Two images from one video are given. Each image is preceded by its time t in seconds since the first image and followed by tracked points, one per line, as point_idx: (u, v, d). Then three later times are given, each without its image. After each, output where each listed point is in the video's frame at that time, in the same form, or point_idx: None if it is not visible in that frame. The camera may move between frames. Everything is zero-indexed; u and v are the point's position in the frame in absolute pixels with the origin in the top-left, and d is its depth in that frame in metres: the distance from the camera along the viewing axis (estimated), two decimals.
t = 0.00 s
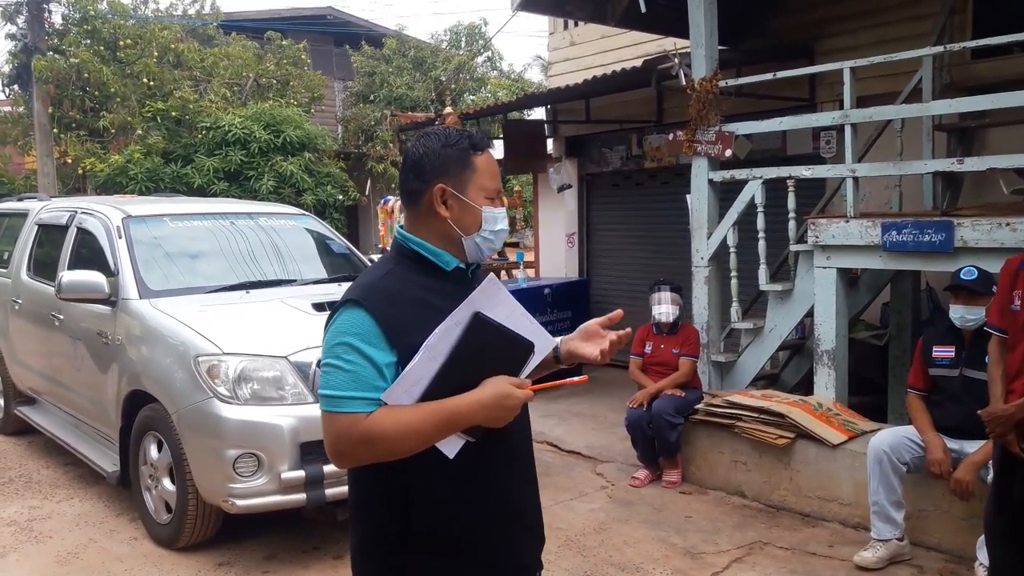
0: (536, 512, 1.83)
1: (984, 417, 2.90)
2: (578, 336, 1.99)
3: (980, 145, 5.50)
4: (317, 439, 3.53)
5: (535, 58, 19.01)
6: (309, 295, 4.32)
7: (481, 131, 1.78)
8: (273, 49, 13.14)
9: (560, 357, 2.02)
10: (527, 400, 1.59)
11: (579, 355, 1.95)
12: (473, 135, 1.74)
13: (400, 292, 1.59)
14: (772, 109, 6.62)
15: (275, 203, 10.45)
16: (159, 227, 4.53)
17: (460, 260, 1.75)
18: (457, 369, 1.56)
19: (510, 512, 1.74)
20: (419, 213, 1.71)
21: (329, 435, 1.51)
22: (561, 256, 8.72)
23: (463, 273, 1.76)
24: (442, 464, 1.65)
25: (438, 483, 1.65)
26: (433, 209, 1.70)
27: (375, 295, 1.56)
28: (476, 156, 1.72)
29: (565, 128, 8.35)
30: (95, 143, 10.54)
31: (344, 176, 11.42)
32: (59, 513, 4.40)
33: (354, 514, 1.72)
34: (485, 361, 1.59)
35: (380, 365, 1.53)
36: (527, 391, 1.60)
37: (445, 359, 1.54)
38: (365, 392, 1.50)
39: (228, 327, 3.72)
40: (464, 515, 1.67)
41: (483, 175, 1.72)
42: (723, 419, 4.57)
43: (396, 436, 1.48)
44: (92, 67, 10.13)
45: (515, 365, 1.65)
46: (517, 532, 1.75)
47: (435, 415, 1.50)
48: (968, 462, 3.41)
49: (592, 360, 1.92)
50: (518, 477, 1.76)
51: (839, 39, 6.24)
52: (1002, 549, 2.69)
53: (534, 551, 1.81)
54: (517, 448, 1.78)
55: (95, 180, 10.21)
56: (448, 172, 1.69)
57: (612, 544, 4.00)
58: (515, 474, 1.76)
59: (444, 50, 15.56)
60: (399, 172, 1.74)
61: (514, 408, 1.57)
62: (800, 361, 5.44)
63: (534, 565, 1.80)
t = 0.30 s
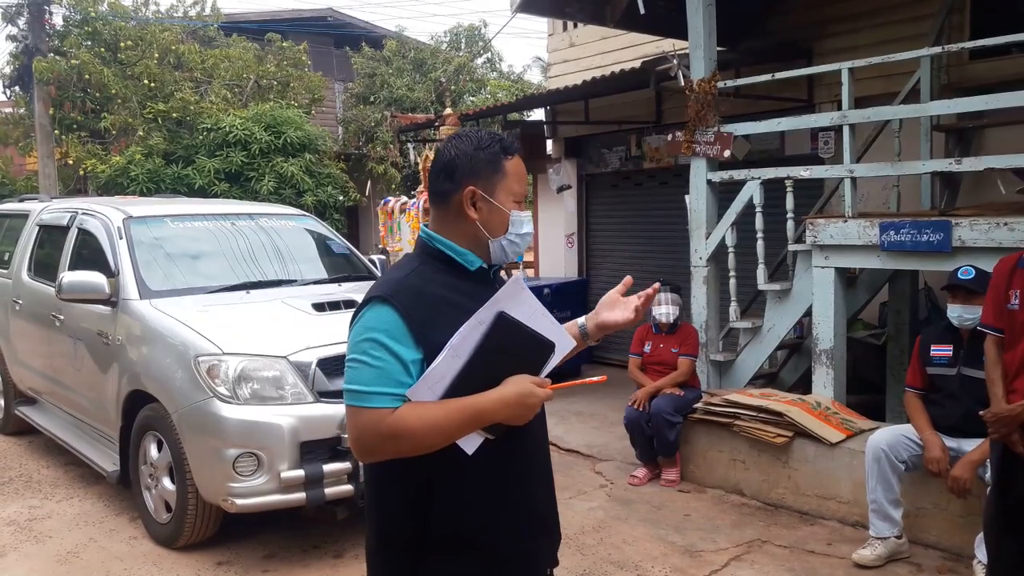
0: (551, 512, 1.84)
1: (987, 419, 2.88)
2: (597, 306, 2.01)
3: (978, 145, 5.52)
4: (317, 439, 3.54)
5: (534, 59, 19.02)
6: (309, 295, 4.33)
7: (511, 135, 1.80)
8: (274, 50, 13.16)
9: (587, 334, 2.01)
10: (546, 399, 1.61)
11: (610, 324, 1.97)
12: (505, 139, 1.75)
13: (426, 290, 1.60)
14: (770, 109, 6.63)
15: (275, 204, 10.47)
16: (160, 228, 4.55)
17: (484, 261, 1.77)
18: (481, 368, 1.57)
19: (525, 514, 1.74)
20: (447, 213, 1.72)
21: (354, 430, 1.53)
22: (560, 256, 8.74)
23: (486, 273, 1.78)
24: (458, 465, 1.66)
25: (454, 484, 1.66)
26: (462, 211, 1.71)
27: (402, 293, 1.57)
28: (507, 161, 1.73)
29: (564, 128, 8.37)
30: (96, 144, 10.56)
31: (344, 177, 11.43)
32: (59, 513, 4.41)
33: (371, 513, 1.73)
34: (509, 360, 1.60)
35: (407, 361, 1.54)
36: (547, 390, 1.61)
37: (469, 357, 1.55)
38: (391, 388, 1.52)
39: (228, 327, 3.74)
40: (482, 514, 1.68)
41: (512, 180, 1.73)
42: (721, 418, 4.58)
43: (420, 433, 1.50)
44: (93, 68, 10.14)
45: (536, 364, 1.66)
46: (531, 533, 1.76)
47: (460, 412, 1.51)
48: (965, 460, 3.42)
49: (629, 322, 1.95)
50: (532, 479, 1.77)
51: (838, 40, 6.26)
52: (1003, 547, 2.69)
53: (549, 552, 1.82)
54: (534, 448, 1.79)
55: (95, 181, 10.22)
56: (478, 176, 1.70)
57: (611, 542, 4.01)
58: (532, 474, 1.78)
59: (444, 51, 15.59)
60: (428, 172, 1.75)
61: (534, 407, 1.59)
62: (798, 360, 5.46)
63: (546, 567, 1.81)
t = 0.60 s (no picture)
0: (553, 511, 1.83)
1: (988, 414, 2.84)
2: (606, 317, 2.00)
3: (976, 140, 5.52)
4: (313, 437, 3.53)
5: (531, 54, 19.00)
6: (306, 292, 4.32)
7: (520, 133, 1.78)
8: (270, 47, 13.13)
9: (590, 343, 2.01)
10: (549, 397, 1.59)
11: (614, 335, 1.96)
12: (512, 137, 1.73)
13: (431, 286, 1.59)
14: (768, 105, 6.62)
15: (272, 201, 10.45)
16: (157, 225, 4.54)
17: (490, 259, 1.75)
18: (484, 365, 1.56)
19: (526, 511, 1.73)
20: (452, 211, 1.71)
21: (356, 424, 1.53)
22: (558, 253, 8.73)
23: (492, 271, 1.76)
24: (460, 461, 1.65)
25: (455, 481, 1.65)
26: (467, 208, 1.70)
27: (406, 288, 1.57)
28: (513, 159, 1.71)
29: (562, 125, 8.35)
30: (92, 142, 10.53)
31: (341, 174, 11.41)
32: (57, 511, 4.41)
33: (373, 509, 1.73)
34: (511, 358, 1.59)
35: (409, 357, 1.53)
36: (551, 388, 1.60)
37: (472, 354, 1.54)
38: (393, 384, 1.51)
39: (225, 325, 3.73)
40: (483, 511, 1.67)
41: (518, 178, 1.71)
42: (720, 414, 4.58)
43: (420, 429, 1.49)
44: (89, 66, 10.07)
45: (539, 363, 1.64)
46: (532, 531, 1.75)
47: (461, 409, 1.50)
48: (963, 455, 3.42)
49: (631, 335, 1.93)
50: (534, 476, 1.76)
51: (835, 35, 6.25)
52: (1002, 541, 2.68)
53: (550, 551, 1.81)
54: (537, 446, 1.79)
55: (92, 178, 10.19)
56: (483, 173, 1.69)
57: (609, 539, 4.01)
58: (534, 471, 1.77)
59: (441, 47, 15.57)
60: (436, 169, 1.74)
61: (537, 405, 1.56)
62: (796, 356, 5.45)
63: (548, 566, 1.80)
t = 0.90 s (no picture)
0: (541, 511, 1.82)
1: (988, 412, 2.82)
2: (599, 319, 2.00)
3: (978, 138, 5.51)
4: (315, 436, 3.53)
5: (533, 53, 18.98)
6: (308, 291, 4.32)
7: (511, 131, 1.75)
8: (272, 46, 13.12)
9: (581, 346, 2.02)
10: (533, 398, 1.58)
11: (603, 338, 1.95)
12: (499, 136, 1.71)
13: (413, 286, 1.59)
14: (769, 103, 6.61)
15: (274, 200, 10.45)
16: (158, 224, 4.54)
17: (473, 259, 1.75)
18: (466, 366, 1.56)
19: (514, 511, 1.73)
20: (434, 209, 1.72)
21: (336, 426, 1.52)
22: (560, 252, 8.72)
23: (477, 271, 1.76)
24: (447, 462, 1.64)
25: (442, 482, 1.64)
26: (448, 206, 1.70)
27: (387, 288, 1.56)
28: (496, 159, 1.69)
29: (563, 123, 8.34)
30: (94, 141, 10.54)
31: (342, 173, 11.39)
32: (59, 510, 4.41)
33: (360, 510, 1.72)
34: (494, 359, 1.59)
35: (390, 358, 1.53)
36: (534, 389, 1.59)
37: (453, 356, 1.53)
38: (373, 385, 1.50)
39: (227, 324, 3.73)
40: (465, 513, 1.66)
41: (501, 178, 1.69)
42: (722, 413, 4.57)
43: (401, 430, 1.48)
44: (90, 65, 10.10)
45: (523, 363, 1.64)
46: (519, 531, 1.75)
47: (441, 410, 1.49)
48: (965, 454, 3.41)
49: (619, 338, 1.91)
50: (522, 476, 1.76)
51: (837, 34, 6.24)
52: (1003, 541, 2.67)
53: (538, 551, 1.81)
54: (523, 448, 1.77)
55: (94, 178, 10.19)
56: (463, 171, 1.68)
57: (611, 538, 4.00)
58: (521, 472, 1.76)
59: (443, 47, 15.57)
60: (422, 166, 1.75)
61: (521, 406, 1.56)
62: (798, 355, 5.45)
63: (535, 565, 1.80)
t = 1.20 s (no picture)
0: (529, 515, 1.82)
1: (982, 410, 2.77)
2: (589, 321, 1.99)
3: (980, 141, 5.51)
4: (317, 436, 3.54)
5: (535, 54, 18.98)
6: (310, 292, 4.33)
7: (494, 134, 1.75)
8: (274, 47, 13.14)
9: (573, 349, 2.00)
10: (515, 402, 1.57)
11: (594, 339, 1.94)
12: (480, 138, 1.71)
13: (393, 290, 1.59)
14: (771, 105, 6.62)
15: (276, 201, 10.46)
16: (160, 225, 4.55)
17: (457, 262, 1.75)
18: (445, 370, 1.55)
19: (500, 514, 1.73)
20: (415, 212, 1.73)
21: (315, 430, 1.52)
22: (561, 253, 8.73)
23: (460, 274, 1.76)
24: (432, 465, 1.65)
25: (424, 485, 1.65)
26: (427, 210, 1.71)
27: (367, 293, 1.56)
28: (476, 162, 1.69)
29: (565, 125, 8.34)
30: (96, 142, 10.56)
31: (344, 174, 11.40)
32: (60, 510, 4.42)
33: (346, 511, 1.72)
34: (474, 362, 1.58)
35: (368, 362, 1.53)
36: (516, 394, 1.57)
37: (432, 360, 1.53)
38: (350, 389, 1.51)
39: (229, 325, 3.73)
40: (449, 516, 1.67)
41: (481, 181, 1.69)
42: (723, 414, 4.57)
43: (377, 435, 1.48)
44: (93, 66, 10.15)
45: (505, 367, 1.63)
46: (506, 535, 1.75)
47: (418, 415, 1.49)
48: (965, 455, 3.41)
49: (610, 340, 1.91)
50: (509, 479, 1.76)
51: (838, 36, 6.25)
52: (1001, 540, 2.67)
53: (527, 554, 1.81)
54: (510, 451, 1.77)
55: (95, 179, 10.20)
56: (441, 175, 1.69)
57: (611, 539, 4.01)
58: (507, 477, 1.76)
59: (445, 48, 15.60)
60: (405, 170, 1.76)
61: (502, 411, 1.54)
62: (799, 356, 5.45)
63: (524, 568, 1.80)
